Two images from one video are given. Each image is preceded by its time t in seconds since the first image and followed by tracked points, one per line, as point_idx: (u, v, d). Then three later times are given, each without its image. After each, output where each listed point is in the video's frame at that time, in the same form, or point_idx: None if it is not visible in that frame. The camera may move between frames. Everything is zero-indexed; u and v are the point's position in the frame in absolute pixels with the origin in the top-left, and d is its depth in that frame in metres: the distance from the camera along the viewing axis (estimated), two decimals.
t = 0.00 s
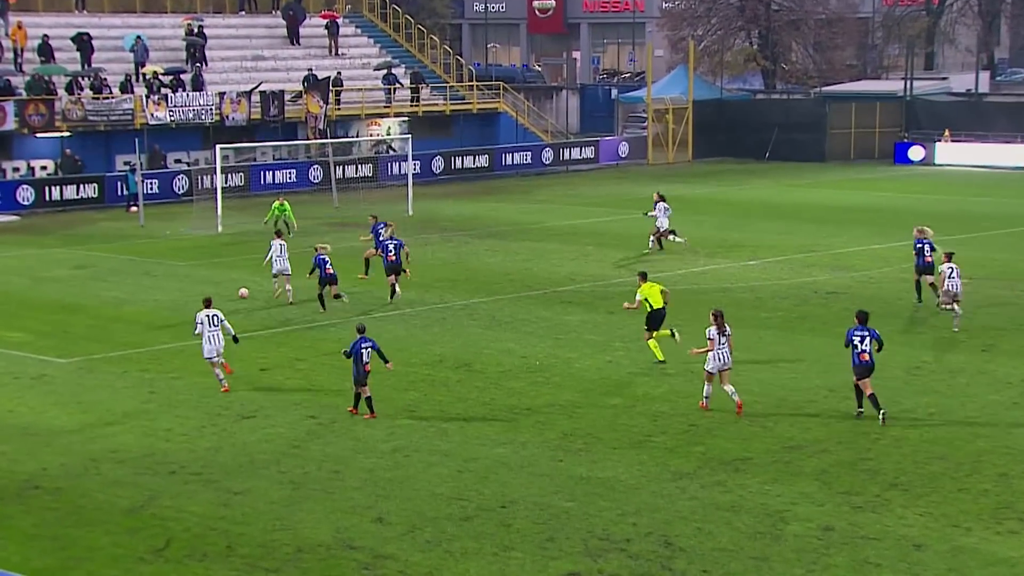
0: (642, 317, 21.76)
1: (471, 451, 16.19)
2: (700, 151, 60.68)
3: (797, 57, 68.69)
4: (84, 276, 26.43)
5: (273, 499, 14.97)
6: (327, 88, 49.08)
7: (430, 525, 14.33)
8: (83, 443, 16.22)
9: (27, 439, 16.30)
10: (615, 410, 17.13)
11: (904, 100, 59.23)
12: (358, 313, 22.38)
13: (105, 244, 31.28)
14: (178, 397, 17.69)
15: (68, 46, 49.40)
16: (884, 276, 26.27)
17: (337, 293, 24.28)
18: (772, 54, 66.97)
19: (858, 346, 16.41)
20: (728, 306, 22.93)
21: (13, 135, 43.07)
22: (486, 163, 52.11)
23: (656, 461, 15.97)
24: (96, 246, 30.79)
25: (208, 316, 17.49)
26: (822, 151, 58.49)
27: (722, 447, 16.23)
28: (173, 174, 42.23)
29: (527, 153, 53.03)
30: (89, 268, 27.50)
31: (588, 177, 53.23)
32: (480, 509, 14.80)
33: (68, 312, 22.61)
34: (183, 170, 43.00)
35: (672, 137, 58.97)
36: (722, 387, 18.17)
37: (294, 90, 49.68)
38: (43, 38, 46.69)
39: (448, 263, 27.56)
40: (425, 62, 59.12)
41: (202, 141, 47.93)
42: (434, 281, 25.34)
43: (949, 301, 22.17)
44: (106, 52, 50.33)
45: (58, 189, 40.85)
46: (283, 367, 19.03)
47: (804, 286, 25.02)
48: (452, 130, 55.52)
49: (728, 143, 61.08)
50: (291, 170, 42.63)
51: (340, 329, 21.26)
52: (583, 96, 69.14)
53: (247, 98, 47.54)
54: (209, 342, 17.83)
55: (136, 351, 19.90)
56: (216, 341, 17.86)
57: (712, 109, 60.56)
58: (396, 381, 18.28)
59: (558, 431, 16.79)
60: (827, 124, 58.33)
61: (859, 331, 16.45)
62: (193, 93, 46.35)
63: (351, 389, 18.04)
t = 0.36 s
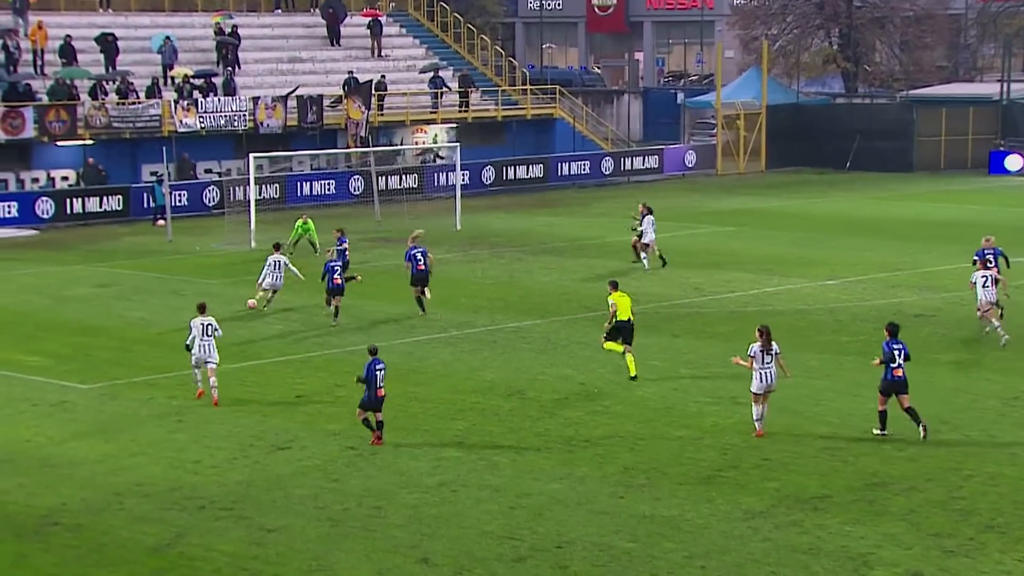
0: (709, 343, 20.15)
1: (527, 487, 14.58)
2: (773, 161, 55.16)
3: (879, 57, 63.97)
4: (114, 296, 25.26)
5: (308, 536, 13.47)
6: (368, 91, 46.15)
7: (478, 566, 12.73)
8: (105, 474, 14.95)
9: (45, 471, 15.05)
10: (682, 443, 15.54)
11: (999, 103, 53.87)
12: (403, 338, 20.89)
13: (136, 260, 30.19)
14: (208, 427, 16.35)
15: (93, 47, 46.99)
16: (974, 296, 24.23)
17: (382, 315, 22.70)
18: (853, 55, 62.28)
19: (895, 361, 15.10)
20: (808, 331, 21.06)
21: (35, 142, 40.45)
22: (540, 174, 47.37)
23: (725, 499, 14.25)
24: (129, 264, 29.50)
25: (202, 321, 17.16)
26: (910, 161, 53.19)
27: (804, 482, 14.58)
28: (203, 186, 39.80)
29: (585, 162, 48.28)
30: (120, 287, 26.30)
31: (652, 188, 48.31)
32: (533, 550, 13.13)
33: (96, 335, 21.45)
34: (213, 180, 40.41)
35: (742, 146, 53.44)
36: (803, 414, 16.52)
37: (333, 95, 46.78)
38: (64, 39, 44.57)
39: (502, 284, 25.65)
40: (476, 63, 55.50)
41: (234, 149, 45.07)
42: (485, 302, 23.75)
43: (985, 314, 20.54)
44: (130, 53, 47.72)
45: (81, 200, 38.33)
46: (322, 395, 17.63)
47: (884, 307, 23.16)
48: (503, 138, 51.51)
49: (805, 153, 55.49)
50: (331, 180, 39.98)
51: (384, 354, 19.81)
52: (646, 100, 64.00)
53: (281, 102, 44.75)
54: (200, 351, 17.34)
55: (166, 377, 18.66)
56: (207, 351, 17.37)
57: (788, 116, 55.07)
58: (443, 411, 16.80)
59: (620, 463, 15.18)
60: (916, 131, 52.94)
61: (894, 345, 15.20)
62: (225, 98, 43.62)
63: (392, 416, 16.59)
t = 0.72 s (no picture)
0: (736, 367, 18.96)
1: (542, 524, 13.26)
2: (810, 171, 53.60)
3: (926, 57, 61.86)
4: (101, 315, 24.14)
5: None
6: (371, 95, 44.22)
7: None
8: (84, 508, 13.74)
9: (20, 506, 13.83)
10: (711, 476, 14.33)
11: None
12: (410, 360, 19.73)
13: (126, 277, 29.05)
14: (199, 458, 15.13)
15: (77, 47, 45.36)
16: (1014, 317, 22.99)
17: (388, 337, 21.49)
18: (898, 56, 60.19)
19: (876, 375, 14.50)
20: (841, 354, 19.81)
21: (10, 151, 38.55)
22: (557, 184, 45.92)
23: (758, 535, 12.96)
24: (120, 281, 28.33)
25: (149, 326, 17.12)
26: (957, 169, 52.10)
27: (848, 519, 13.27)
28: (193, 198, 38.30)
29: (605, 171, 46.91)
30: (107, 306, 25.17)
31: (678, 198, 46.82)
32: None
33: (79, 358, 20.31)
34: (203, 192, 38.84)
35: (776, 154, 51.76)
36: (843, 445, 15.26)
37: (334, 99, 44.95)
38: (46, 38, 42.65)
39: (515, 304, 24.40)
40: (486, 64, 54.17)
41: (226, 158, 43.22)
42: (496, 322, 22.57)
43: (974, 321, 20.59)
44: (115, 52, 46.05)
45: (60, 212, 36.47)
46: (321, 423, 16.42)
47: (920, 328, 21.95)
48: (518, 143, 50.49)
49: (844, 160, 54.09)
50: (330, 191, 38.27)
51: (389, 378, 18.64)
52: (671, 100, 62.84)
53: (278, 107, 42.63)
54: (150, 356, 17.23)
55: (155, 403, 17.50)
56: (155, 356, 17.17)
57: (827, 122, 53.49)
58: (452, 440, 15.60)
59: (644, 497, 13.87)
60: (964, 137, 51.82)
61: (877, 356, 14.54)
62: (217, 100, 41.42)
63: (397, 446, 15.43)
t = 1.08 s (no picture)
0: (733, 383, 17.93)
1: (529, 553, 12.16)
2: (819, 171, 52.66)
3: (945, 48, 60.47)
4: (54, 327, 22.99)
5: None
6: (343, 88, 43.32)
7: None
8: (31, 536, 12.63)
9: None
10: (711, 502, 13.29)
11: None
12: (388, 376, 18.68)
13: (83, 284, 27.87)
14: (156, 483, 14.03)
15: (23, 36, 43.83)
16: None
17: (364, 351, 20.43)
18: (913, 47, 58.92)
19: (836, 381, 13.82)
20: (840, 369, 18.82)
21: None
22: (545, 185, 44.84)
23: (764, 565, 11.87)
24: (77, 290, 27.15)
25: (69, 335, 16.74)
26: (978, 168, 51.01)
27: (862, 548, 12.20)
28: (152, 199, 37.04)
29: (598, 172, 45.98)
30: (57, 318, 23.99)
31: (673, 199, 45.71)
32: None
33: (29, 373, 19.18)
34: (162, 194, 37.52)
35: (780, 153, 50.90)
36: (851, 468, 14.22)
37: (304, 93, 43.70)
38: None
39: (497, 314, 23.37)
40: (469, 55, 52.99)
41: (187, 157, 41.81)
42: (479, 334, 21.53)
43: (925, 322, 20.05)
44: (65, 42, 44.37)
45: (5, 216, 35.10)
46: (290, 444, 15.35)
47: (923, 340, 20.97)
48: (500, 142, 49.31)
49: (853, 159, 53.33)
50: (300, 193, 37.10)
51: (366, 395, 17.56)
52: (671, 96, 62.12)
53: (243, 101, 41.30)
54: (68, 366, 16.76)
55: (112, 423, 16.41)
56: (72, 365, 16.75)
57: (837, 117, 52.80)
58: (431, 462, 14.55)
59: (639, 524, 12.79)
60: (983, 135, 50.74)
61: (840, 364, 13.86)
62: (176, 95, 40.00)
63: (373, 468, 14.38)
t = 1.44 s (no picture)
0: (739, 396, 16.92)
1: None
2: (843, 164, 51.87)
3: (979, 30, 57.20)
4: (18, 334, 21.93)
5: None
6: (325, 74, 42.18)
7: None
8: None
9: None
10: (726, 523, 12.31)
11: None
12: (376, 386, 17.65)
13: (52, 287, 26.82)
14: (121, 503, 13.00)
15: None
16: None
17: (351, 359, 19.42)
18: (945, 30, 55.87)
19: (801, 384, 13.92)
20: (854, 381, 17.82)
21: None
22: (545, 179, 43.80)
23: None
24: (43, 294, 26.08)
25: None
26: (1014, 161, 49.73)
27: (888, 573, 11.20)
28: (118, 195, 36.04)
29: (603, 165, 45.12)
30: (19, 325, 22.90)
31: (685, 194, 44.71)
32: None
33: None
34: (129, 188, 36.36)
35: (801, 144, 49.80)
36: (872, 487, 13.22)
37: (284, 80, 42.59)
38: None
39: (491, 319, 22.36)
40: (463, 38, 51.92)
41: (157, 150, 40.80)
42: (473, 341, 20.53)
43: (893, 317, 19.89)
44: (25, 24, 43.08)
45: None
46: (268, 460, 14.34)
47: (939, 348, 19.98)
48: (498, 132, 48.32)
49: (882, 151, 52.64)
50: (281, 188, 35.88)
51: (352, 407, 16.56)
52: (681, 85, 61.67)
53: (217, 89, 40.25)
54: None
55: (78, 437, 15.40)
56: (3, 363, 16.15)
57: (865, 105, 52.02)
58: (422, 480, 13.56)
59: (645, 547, 11.78)
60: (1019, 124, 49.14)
61: (808, 365, 13.95)
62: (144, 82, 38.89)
63: (359, 486, 13.40)
